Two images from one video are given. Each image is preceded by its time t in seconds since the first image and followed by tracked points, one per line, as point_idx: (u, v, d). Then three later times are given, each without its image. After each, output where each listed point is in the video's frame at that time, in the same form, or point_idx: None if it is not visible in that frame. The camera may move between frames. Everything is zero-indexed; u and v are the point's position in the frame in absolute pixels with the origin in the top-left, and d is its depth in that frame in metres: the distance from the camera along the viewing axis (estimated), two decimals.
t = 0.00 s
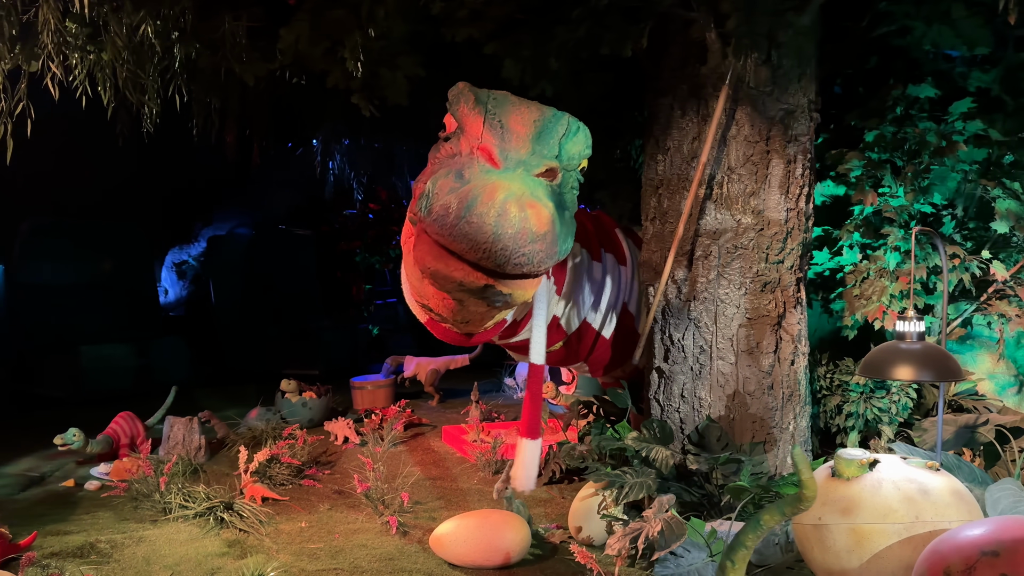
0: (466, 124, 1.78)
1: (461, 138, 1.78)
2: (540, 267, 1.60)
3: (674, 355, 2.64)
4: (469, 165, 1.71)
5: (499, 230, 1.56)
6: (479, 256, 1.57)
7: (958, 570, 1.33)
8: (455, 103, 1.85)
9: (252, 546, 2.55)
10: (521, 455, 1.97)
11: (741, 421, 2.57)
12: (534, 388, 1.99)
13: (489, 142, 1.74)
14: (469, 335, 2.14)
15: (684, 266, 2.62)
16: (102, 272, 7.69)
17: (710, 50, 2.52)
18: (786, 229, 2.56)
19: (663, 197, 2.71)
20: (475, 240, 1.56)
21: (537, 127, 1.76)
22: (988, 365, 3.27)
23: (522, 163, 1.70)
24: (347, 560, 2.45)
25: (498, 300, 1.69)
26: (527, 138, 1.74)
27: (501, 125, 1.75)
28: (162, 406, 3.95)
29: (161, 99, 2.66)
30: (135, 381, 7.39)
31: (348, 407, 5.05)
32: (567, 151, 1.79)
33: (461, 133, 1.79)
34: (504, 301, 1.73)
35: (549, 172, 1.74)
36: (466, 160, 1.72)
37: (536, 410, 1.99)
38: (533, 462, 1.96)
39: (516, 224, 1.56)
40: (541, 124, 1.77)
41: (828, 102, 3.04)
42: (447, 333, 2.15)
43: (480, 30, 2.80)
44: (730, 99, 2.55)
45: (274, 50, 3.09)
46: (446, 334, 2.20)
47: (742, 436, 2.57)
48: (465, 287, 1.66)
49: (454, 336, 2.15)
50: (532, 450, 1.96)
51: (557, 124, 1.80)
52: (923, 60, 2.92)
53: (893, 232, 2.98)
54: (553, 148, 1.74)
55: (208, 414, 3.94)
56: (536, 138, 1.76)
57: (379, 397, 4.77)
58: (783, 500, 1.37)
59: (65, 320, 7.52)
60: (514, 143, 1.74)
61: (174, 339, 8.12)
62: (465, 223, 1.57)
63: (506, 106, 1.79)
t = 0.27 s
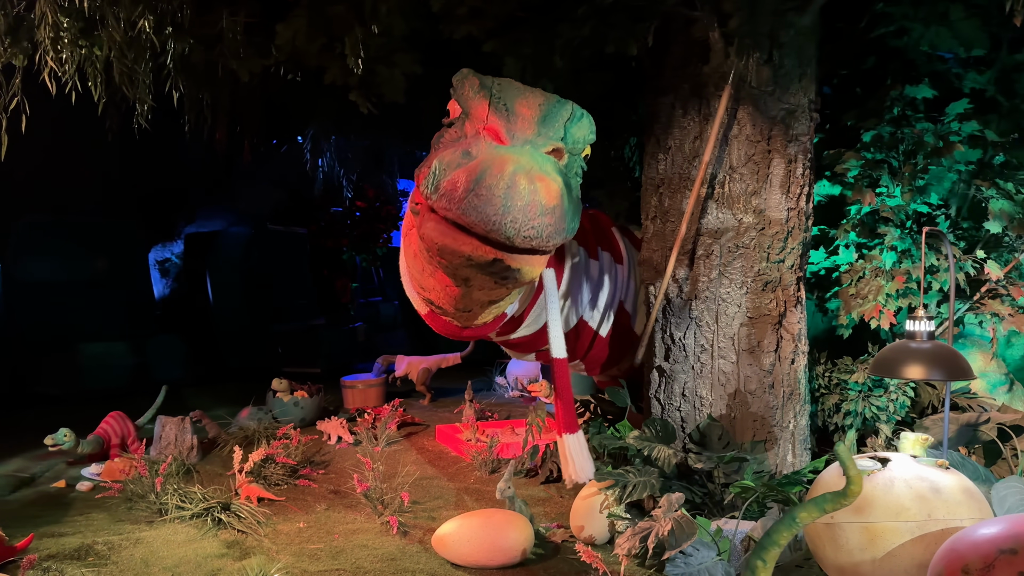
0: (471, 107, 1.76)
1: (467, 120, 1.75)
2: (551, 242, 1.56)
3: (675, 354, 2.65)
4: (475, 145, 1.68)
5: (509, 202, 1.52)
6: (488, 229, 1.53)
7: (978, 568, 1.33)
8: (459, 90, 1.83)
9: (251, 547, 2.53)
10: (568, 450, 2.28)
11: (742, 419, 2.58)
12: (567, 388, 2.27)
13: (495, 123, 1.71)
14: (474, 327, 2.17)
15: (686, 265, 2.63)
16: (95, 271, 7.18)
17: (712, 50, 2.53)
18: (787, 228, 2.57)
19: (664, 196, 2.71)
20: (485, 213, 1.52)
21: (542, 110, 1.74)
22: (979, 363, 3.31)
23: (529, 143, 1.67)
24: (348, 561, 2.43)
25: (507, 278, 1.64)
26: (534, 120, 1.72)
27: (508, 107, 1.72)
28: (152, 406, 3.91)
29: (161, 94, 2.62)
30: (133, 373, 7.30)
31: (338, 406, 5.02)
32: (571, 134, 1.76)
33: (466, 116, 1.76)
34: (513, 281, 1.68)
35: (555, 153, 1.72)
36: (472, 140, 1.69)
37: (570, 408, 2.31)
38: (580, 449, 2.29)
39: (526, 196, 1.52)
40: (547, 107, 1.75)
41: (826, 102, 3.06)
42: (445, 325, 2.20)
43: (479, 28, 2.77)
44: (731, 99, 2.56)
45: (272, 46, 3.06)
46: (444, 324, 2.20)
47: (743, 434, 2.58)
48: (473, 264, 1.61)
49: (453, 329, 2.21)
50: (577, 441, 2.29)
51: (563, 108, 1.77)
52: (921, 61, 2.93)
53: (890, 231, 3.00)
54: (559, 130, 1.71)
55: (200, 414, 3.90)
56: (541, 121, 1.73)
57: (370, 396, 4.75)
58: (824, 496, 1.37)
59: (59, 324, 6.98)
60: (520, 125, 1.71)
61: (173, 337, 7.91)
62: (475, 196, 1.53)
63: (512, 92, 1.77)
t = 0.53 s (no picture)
0: (474, 96, 1.66)
1: (471, 108, 1.66)
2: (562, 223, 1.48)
3: (677, 353, 2.65)
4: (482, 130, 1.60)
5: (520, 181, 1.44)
6: (497, 209, 1.45)
7: (1000, 566, 1.34)
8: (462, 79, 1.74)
9: (251, 548, 2.50)
10: (577, 446, 2.43)
11: (745, 418, 2.59)
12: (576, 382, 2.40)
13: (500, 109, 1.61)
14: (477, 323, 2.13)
15: (688, 265, 2.63)
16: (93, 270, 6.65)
17: (716, 49, 2.54)
18: (790, 228, 2.58)
19: (666, 196, 2.72)
20: (494, 193, 1.44)
21: (548, 96, 1.63)
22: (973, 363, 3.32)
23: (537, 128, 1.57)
24: (351, 562, 2.41)
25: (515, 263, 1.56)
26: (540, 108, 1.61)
27: (513, 92, 1.62)
28: (143, 406, 3.86)
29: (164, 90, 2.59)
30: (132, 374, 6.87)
31: (329, 406, 4.98)
32: (577, 123, 1.64)
33: (470, 104, 1.67)
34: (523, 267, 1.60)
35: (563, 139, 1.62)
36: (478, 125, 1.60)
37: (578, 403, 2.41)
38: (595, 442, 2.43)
39: (540, 174, 1.44)
40: (555, 95, 1.64)
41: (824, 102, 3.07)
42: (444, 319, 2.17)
43: (480, 25, 2.74)
44: (734, 98, 2.56)
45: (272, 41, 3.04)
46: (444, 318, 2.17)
47: (745, 433, 2.59)
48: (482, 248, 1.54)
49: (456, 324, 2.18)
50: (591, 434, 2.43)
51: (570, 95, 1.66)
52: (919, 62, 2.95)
53: (888, 231, 3.02)
54: (567, 117, 1.61)
55: (192, 413, 3.86)
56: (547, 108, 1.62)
57: (362, 395, 4.73)
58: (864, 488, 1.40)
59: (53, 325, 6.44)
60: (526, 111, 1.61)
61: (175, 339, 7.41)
62: (485, 176, 1.46)
63: (516, 78, 1.65)
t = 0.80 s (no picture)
0: (492, 87, 1.67)
1: (489, 98, 1.66)
2: (587, 209, 1.47)
3: (680, 353, 2.65)
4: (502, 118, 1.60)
5: (547, 164, 1.43)
6: (523, 194, 1.44)
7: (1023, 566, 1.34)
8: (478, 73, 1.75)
9: (253, 551, 2.48)
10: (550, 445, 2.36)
11: (748, 418, 2.59)
12: (563, 382, 2.39)
13: (518, 98, 1.63)
14: (484, 321, 2.12)
15: (691, 265, 2.63)
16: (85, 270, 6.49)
17: (720, 49, 2.54)
18: (792, 228, 2.60)
19: (669, 195, 2.72)
20: (520, 177, 1.43)
21: (566, 88, 1.65)
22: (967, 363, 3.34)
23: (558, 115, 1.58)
24: (355, 563, 2.39)
25: (537, 251, 1.54)
26: (559, 98, 1.63)
27: (532, 84, 1.64)
28: (135, 406, 3.82)
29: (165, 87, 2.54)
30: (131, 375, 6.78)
31: (321, 406, 4.95)
32: (596, 115, 1.69)
33: (487, 95, 1.68)
34: (544, 256, 1.59)
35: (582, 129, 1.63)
36: (498, 114, 1.60)
37: (560, 404, 2.38)
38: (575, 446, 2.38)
39: (566, 158, 1.43)
40: (572, 87, 1.66)
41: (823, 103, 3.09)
42: (448, 316, 2.16)
43: (480, 24, 2.78)
44: (737, 98, 2.57)
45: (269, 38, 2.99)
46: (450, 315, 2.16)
47: (748, 433, 2.59)
48: (504, 236, 1.52)
49: (463, 322, 2.18)
50: (571, 437, 2.37)
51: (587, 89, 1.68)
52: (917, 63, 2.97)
53: (887, 232, 3.05)
54: (585, 107, 1.62)
55: (185, 414, 3.82)
56: (565, 99, 1.64)
57: (354, 395, 4.70)
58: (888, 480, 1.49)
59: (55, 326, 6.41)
60: (546, 101, 1.62)
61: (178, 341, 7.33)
62: (510, 161, 1.44)
63: (534, 71, 1.68)
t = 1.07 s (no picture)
0: (521, 79, 1.71)
1: (518, 90, 1.69)
2: (625, 197, 1.50)
3: (683, 354, 2.65)
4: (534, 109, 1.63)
5: (588, 151, 1.45)
6: (564, 181, 1.46)
7: None
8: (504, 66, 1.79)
9: (255, 554, 2.45)
10: (525, 441, 2.33)
11: (750, 418, 2.60)
12: (547, 380, 2.34)
13: (549, 89, 1.66)
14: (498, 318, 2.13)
15: (694, 265, 2.63)
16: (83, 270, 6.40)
17: (724, 51, 2.55)
18: (795, 229, 2.61)
19: (671, 196, 2.73)
20: (561, 164, 1.45)
21: (593, 80, 1.69)
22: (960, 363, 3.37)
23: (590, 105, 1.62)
24: (359, 567, 2.36)
25: (574, 239, 1.57)
26: (587, 89, 1.67)
27: (561, 77, 1.68)
28: (127, 408, 3.78)
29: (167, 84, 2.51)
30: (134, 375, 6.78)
31: (313, 407, 4.92)
32: (625, 107, 1.70)
33: (515, 87, 1.71)
34: (579, 245, 1.62)
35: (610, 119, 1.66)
36: (530, 104, 1.63)
37: (544, 402, 2.33)
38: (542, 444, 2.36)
39: (606, 145, 1.46)
40: (598, 80, 1.70)
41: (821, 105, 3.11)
42: (465, 311, 2.21)
43: (481, 24, 2.78)
44: (741, 100, 2.57)
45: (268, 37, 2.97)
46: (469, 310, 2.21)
47: (751, 434, 2.60)
48: (542, 223, 1.54)
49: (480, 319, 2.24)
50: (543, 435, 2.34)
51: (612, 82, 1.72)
52: (916, 65, 2.99)
53: (885, 233, 3.07)
54: (615, 98, 1.66)
55: (178, 416, 3.78)
56: (593, 91, 1.68)
57: (347, 396, 4.68)
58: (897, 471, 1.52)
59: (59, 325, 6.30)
60: (575, 92, 1.66)
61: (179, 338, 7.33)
62: (550, 148, 1.47)
63: (563, 65, 1.72)
